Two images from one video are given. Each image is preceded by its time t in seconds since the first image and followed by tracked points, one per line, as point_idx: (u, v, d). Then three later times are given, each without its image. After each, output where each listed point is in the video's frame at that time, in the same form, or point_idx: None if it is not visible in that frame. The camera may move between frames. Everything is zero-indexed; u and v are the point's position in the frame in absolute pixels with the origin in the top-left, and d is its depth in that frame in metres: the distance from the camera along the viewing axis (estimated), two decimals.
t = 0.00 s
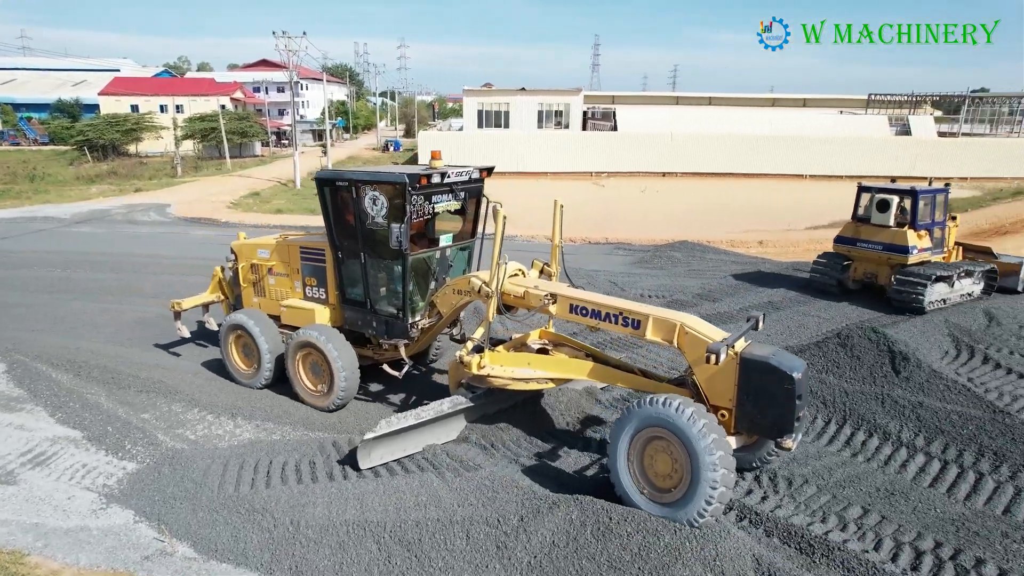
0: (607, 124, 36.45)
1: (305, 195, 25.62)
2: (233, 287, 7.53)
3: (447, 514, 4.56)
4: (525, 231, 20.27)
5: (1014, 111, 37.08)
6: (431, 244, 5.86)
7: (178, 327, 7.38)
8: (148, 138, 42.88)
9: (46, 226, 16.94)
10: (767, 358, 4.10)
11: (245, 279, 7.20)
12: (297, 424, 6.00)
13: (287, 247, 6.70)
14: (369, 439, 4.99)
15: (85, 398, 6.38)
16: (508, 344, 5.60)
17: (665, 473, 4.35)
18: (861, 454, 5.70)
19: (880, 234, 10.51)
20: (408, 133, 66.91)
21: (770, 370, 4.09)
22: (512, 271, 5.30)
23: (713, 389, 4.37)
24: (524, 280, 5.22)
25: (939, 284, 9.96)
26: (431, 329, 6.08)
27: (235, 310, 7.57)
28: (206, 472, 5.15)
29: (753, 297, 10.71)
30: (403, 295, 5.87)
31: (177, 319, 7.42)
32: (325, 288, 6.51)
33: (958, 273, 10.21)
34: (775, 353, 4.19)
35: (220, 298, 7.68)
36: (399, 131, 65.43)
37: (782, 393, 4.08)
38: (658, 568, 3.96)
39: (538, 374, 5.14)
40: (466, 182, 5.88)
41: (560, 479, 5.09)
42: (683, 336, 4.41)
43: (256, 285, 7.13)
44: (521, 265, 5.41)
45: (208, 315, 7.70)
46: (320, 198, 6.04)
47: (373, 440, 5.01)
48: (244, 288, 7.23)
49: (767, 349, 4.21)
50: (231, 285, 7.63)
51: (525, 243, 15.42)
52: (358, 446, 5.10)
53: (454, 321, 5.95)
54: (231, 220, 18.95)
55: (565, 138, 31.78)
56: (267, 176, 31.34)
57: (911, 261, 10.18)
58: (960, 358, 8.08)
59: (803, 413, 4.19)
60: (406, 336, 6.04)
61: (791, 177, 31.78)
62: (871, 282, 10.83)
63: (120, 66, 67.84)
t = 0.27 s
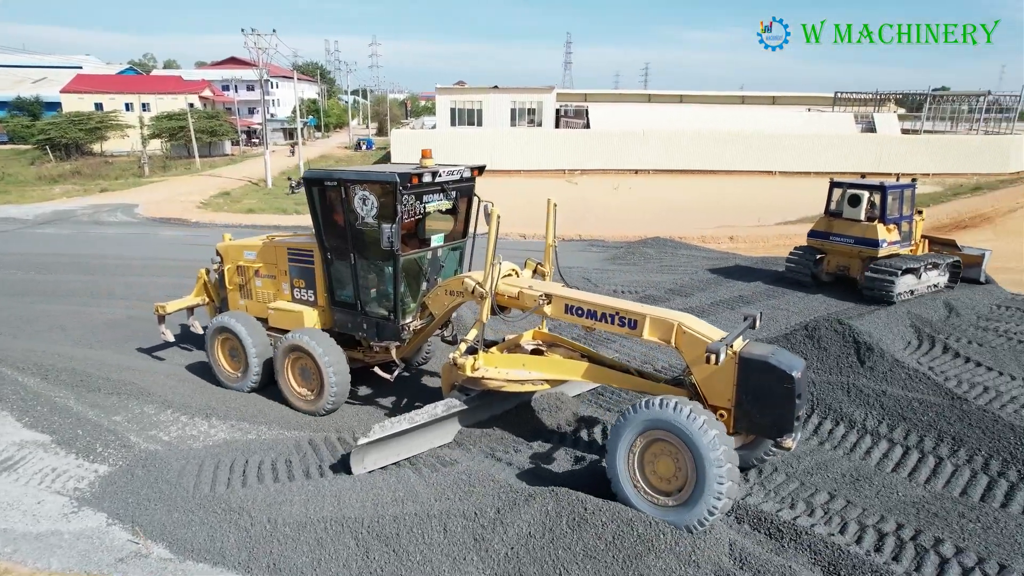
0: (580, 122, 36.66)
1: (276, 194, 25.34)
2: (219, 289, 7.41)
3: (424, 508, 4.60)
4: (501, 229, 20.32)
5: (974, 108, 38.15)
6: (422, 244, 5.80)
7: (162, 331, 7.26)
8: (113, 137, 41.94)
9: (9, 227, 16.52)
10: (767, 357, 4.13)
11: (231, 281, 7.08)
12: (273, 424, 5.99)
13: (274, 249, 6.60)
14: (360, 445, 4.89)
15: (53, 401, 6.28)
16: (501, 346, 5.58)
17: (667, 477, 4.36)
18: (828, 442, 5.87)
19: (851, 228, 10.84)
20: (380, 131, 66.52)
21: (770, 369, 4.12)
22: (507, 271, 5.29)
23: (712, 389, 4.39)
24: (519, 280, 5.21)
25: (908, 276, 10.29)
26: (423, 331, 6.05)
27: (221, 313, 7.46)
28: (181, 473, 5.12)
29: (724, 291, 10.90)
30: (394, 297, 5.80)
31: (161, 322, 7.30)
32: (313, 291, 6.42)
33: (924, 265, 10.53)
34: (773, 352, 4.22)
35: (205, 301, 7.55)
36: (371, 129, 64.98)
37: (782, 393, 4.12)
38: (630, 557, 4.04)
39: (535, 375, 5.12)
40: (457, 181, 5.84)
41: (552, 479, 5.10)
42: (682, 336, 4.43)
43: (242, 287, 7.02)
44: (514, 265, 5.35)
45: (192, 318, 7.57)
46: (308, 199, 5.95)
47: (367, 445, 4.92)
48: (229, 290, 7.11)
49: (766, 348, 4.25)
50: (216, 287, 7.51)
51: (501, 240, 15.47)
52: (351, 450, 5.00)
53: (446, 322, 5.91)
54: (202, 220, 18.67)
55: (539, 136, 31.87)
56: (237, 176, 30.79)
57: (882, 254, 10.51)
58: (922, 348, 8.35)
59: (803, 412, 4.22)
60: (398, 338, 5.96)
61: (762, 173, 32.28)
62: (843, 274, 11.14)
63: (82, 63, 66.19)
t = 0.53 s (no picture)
0: (556, 121, 36.86)
1: (251, 193, 25.09)
2: (212, 289, 7.36)
3: (405, 500, 4.67)
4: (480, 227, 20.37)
5: (939, 106, 39.13)
6: (420, 244, 5.78)
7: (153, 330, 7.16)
8: (81, 137, 41.16)
9: None
10: (770, 357, 4.09)
11: (224, 280, 7.03)
12: (254, 420, 6.01)
13: (268, 248, 6.55)
14: (359, 446, 4.93)
15: (27, 403, 6.22)
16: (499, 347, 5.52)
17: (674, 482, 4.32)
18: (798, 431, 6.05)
19: (827, 223, 11.19)
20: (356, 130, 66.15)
21: (773, 369, 4.09)
22: (506, 270, 5.22)
23: (714, 389, 4.35)
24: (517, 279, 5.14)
25: (882, 268, 10.62)
26: (421, 331, 6.00)
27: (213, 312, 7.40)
28: (161, 471, 5.12)
29: (698, 286, 11.09)
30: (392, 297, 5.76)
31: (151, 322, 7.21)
32: (308, 290, 6.36)
33: (896, 259, 10.80)
34: (777, 352, 4.19)
35: (197, 301, 7.49)
36: (347, 129, 64.56)
37: (785, 392, 4.09)
38: (607, 542, 4.14)
39: (535, 376, 5.08)
40: (455, 180, 5.86)
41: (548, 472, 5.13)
42: (684, 335, 4.38)
43: (235, 287, 6.96)
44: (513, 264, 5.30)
45: (183, 318, 7.49)
46: (303, 197, 5.88)
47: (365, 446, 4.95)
48: (222, 289, 7.05)
49: (770, 348, 4.21)
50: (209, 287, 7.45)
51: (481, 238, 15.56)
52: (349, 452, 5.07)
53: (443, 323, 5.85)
54: (176, 220, 18.47)
55: (515, 134, 31.97)
56: (211, 176, 30.22)
57: (856, 247, 10.89)
58: (889, 339, 8.62)
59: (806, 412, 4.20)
60: (395, 338, 5.89)
61: (735, 170, 32.78)
62: (819, 267, 11.52)
63: (48, 60, 64.73)
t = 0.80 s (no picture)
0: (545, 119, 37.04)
1: (239, 192, 25.05)
2: (220, 287, 7.38)
3: (398, 488, 4.79)
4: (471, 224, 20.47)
5: (923, 105, 39.65)
6: (432, 242, 5.85)
7: (160, 327, 7.15)
8: (67, 136, 40.86)
9: None
10: (786, 356, 4.10)
11: (232, 278, 7.03)
12: (248, 414, 6.10)
13: (278, 246, 6.56)
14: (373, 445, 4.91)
15: (22, 398, 6.27)
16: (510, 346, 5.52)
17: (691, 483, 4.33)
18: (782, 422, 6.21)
19: (817, 218, 11.43)
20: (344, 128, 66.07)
21: (788, 368, 4.10)
22: (518, 269, 5.23)
23: (729, 389, 4.36)
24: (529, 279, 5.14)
25: (869, 262, 10.88)
26: (431, 329, 6.02)
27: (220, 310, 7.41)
28: (158, 464, 5.21)
29: (686, 281, 11.25)
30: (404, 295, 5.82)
31: (159, 320, 7.20)
32: (318, 288, 6.38)
33: (883, 253, 11.09)
34: (791, 351, 4.20)
35: (204, 298, 7.49)
36: (335, 127, 64.45)
37: (801, 392, 4.10)
38: (595, 526, 4.26)
39: (548, 375, 5.11)
40: (466, 179, 5.93)
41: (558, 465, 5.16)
42: (698, 335, 4.39)
43: (243, 284, 6.97)
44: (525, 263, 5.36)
45: (190, 316, 7.48)
46: (314, 195, 5.93)
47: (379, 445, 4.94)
48: (230, 286, 7.06)
49: (784, 348, 4.23)
50: (217, 284, 7.46)
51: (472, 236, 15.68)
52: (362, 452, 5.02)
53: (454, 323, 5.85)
54: (166, 218, 18.45)
55: (505, 132, 32.09)
56: (199, 175, 30.13)
57: (844, 243, 11.13)
58: (870, 332, 8.82)
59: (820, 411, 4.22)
60: (406, 336, 5.98)
61: (722, 168, 33.09)
62: (809, 261, 11.77)
63: (31, 59, 64.03)
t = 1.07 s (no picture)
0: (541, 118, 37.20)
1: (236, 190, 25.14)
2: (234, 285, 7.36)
3: (396, 476, 4.93)
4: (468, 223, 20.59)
5: (917, 104, 39.91)
6: (449, 241, 5.86)
7: (176, 325, 7.14)
8: (63, 134, 40.86)
9: None
10: (806, 356, 4.13)
11: (247, 275, 7.01)
12: (250, 407, 6.24)
13: (293, 244, 6.51)
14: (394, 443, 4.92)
15: (28, 391, 6.41)
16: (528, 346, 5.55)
17: (717, 485, 4.32)
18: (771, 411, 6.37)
19: (814, 214, 11.60)
20: (340, 128, 66.16)
21: (808, 368, 4.12)
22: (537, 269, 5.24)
23: (748, 388, 4.37)
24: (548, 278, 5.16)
25: (863, 258, 11.12)
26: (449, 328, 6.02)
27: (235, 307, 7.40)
28: (163, 453, 5.35)
29: (679, 277, 11.41)
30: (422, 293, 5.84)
31: (173, 318, 7.19)
32: (334, 286, 6.36)
33: (876, 248, 11.37)
34: (812, 351, 4.21)
35: (219, 296, 7.51)
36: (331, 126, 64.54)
37: (820, 392, 4.13)
38: (588, 511, 4.41)
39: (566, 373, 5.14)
40: (483, 177, 5.95)
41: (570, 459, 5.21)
42: (718, 335, 4.39)
43: (258, 281, 6.95)
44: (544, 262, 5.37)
45: (205, 314, 7.47)
46: (331, 194, 5.94)
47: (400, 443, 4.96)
48: (245, 284, 7.04)
49: (804, 347, 4.24)
50: (231, 281, 7.46)
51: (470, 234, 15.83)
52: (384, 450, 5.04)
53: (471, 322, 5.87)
54: (164, 217, 18.55)
55: (500, 131, 32.22)
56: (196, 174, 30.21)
57: (840, 238, 11.32)
58: (859, 326, 9.01)
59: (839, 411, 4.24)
60: (423, 336, 5.97)
61: (717, 167, 33.31)
62: (806, 257, 11.96)
63: (25, 57, 63.84)
